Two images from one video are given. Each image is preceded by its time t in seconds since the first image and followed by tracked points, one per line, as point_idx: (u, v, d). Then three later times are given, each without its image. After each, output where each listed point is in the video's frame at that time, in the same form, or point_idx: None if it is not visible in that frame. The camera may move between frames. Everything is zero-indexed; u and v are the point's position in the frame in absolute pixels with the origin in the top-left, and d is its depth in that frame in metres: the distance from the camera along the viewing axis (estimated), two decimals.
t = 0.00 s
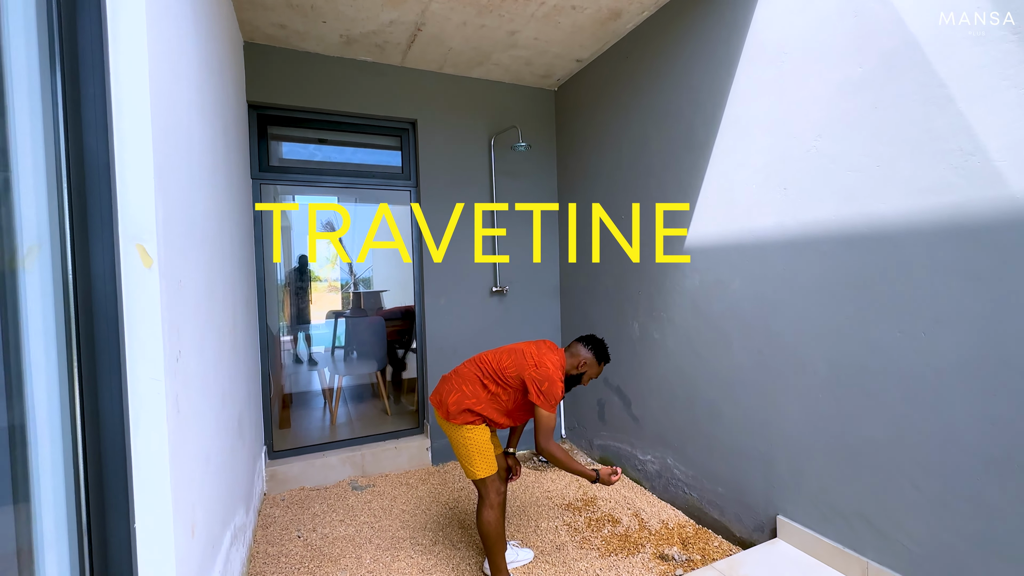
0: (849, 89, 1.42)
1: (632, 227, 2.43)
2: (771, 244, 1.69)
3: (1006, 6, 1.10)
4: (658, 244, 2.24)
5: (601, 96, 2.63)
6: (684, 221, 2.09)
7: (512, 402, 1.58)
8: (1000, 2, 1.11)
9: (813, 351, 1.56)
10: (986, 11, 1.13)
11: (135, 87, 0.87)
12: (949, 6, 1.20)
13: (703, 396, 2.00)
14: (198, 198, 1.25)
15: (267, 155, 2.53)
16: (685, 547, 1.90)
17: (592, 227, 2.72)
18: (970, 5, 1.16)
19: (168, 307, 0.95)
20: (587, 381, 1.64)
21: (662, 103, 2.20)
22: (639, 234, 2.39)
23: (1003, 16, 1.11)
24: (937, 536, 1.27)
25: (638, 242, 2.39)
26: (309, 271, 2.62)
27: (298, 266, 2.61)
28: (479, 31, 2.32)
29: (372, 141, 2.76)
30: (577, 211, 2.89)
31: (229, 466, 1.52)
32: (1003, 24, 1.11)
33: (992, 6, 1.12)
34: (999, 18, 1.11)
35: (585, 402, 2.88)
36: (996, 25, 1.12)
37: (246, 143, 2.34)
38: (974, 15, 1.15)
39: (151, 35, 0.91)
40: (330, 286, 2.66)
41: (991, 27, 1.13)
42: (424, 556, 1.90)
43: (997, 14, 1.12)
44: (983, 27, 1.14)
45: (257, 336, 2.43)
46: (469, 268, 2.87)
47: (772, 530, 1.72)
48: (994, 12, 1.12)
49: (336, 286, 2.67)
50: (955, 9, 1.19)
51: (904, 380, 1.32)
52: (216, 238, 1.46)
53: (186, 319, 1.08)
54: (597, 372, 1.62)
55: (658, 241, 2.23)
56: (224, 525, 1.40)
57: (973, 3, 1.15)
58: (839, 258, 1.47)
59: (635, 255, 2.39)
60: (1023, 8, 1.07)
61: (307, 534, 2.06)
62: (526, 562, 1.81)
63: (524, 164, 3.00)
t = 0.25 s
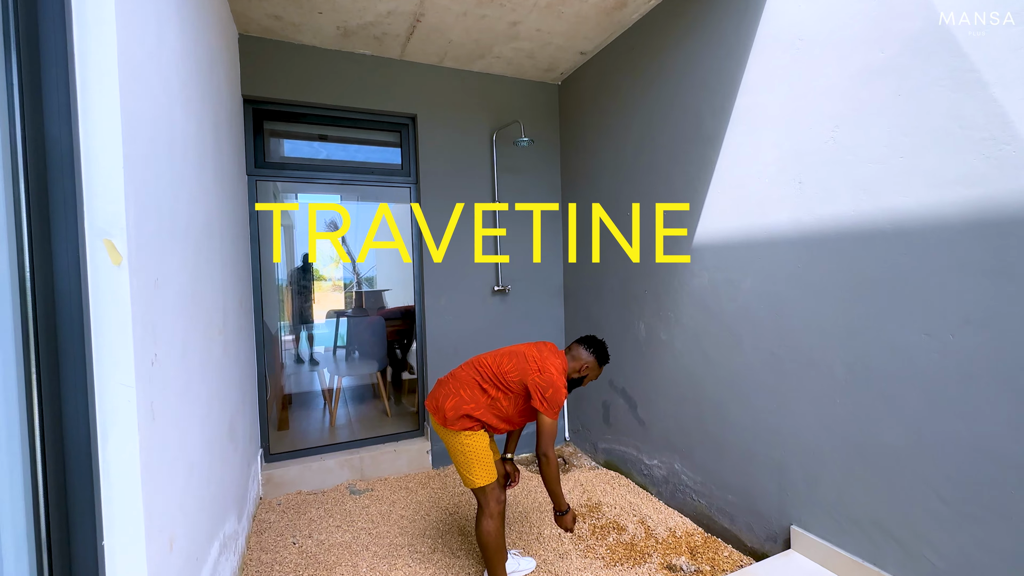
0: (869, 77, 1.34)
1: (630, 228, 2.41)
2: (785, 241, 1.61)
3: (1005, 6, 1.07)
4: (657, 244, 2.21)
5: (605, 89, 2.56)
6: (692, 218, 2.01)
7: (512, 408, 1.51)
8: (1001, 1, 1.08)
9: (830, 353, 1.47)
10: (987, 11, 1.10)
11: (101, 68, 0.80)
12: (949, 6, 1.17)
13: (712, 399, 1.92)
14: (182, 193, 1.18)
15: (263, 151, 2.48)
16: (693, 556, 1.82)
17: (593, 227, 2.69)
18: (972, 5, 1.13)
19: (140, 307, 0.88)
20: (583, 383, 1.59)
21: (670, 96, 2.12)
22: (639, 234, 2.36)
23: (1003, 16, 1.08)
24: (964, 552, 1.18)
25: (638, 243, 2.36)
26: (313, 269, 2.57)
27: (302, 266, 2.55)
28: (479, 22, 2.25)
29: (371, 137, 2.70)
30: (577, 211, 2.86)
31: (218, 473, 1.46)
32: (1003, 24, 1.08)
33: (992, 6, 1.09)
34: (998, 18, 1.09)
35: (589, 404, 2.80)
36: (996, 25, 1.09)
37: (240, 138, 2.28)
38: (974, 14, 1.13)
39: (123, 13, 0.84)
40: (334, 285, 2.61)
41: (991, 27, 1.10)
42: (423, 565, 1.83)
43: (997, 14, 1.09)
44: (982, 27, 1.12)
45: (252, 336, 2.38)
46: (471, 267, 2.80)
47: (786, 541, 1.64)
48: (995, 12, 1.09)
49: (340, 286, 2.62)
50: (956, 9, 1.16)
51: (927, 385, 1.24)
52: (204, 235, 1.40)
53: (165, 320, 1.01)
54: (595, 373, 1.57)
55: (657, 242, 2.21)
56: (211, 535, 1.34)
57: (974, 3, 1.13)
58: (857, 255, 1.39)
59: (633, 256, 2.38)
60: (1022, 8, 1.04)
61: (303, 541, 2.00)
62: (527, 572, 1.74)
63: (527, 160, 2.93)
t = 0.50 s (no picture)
0: (885, 66, 1.28)
1: (630, 228, 2.37)
2: (796, 239, 1.54)
3: (1006, 6, 1.05)
4: (658, 244, 2.18)
5: (608, 84, 2.50)
6: (697, 215, 1.95)
7: (509, 412, 1.46)
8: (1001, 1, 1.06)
9: (843, 356, 1.41)
10: (987, 11, 1.08)
11: (64, 50, 0.74)
12: (949, 5, 1.15)
13: (718, 403, 1.86)
14: (164, 187, 1.13)
15: (258, 148, 2.42)
16: (698, 566, 1.76)
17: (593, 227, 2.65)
18: (972, 5, 1.11)
19: (110, 309, 0.82)
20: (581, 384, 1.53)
21: (674, 90, 2.06)
22: (639, 235, 2.31)
23: (1003, 16, 1.06)
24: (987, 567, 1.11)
25: (638, 243, 2.31)
26: (314, 269, 2.53)
27: (303, 267, 2.51)
28: (478, 15, 2.19)
29: (368, 134, 2.64)
30: (577, 212, 2.82)
31: (206, 480, 1.41)
32: (1003, 24, 1.06)
33: (993, 5, 1.07)
34: (999, 18, 1.06)
35: (591, 406, 2.74)
36: (996, 26, 1.07)
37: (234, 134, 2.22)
38: (974, 15, 1.11)
39: None
40: (336, 285, 2.57)
41: (991, 27, 1.08)
42: (419, 573, 1.77)
43: (997, 14, 1.07)
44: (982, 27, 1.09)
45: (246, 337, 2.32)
46: (470, 266, 2.75)
47: (795, 551, 1.58)
48: (995, 11, 1.07)
49: (342, 286, 2.58)
50: (956, 9, 1.14)
51: (948, 390, 1.17)
52: (191, 233, 1.35)
53: (141, 322, 0.96)
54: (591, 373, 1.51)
55: (657, 242, 2.17)
56: (197, 545, 1.28)
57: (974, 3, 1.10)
58: (873, 253, 1.32)
59: (633, 256, 2.34)
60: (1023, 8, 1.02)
61: (296, 547, 1.95)
62: None
63: (528, 157, 2.87)
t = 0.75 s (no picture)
0: (895, 55, 1.24)
1: (630, 227, 2.34)
2: (801, 234, 1.50)
3: (1005, 6, 1.04)
4: (657, 244, 2.15)
5: (609, 78, 2.46)
6: (700, 211, 1.91)
7: (506, 410, 1.42)
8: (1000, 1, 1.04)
9: (850, 354, 1.37)
10: (986, 11, 1.07)
11: (39, 33, 0.71)
12: (949, 5, 1.13)
13: (721, 402, 1.82)
14: (152, 180, 1.10)
15: (254, 142, 2.38)
16: (701, 567, 1.73)
17: (592, 227, 2.62)
18: (971, 5, 1.09)
19: (89, 305, 0.79)
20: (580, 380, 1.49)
21: (677, 82, 2.02)
22: (639, 234, 2.29)
23: (1002, 16, 1.04)
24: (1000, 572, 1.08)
25: (638, 243, 2.29)
26: (314, 266, 2.50)
27: (304, 264, 2.49)
28: (477, 6, 2.15)
29: (366, 129, 2.61)
30: (577, 211, 2.79)
31: (198, 480, 1.38)
32: (1002, 24, 1.04)
33: (992, 5, 1.06)
34: (998, 18, 1.05)
35: (592, 405, 2.71)
36: (996, 25, 1.05)
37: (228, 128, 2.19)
38: (974, 14, 1.09)
39: None
40: (337, 282, 2.55)
41: (991, 27, 1.06)
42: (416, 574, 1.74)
43: (997, 14, 1.05)
44: (982, 27, 1.08)
45: (242, 334, 2.29)
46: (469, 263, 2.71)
47: (799, 554, 1.55)
48: (995, 12, 1.05)
49: (343, 283, 2.56)
50: (956, 8, 1.12)
51: (961, 389, 1.13)
52: (182, 228, 1.31)
53: (126, 319, 0.92)
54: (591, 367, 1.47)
55: (657, 241, 2.15)
56: (188, 547, 1.25)
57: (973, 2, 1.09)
58: (882, 249, 1.29)
59: (633, 256, 2.31)
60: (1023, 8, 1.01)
61: (292, 548, 1.92)
62: None
63: (528, 152, 2.83)
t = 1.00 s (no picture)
0: (903, 46, 1.22)
1: (630, 228, 2.33)
2: (806, 229, 1.48)
3: (1006, 6, 1.03)
4: (658, 244, 2.14)
5: (610, 71, 2.43)
6: (703, 205, 1.89)
7: (505, 407, 1.41)
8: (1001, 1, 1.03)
9: (855, 350, 1.36)
10: (986, 11, 1.06)
11: (23, 19, 0.69)
12: (949, 5, 1.12)
13: (723, 398, 1.81)
14: (147, 172, 1.08)
15: (252, 137, 2.36)
16: (702, 564, 1.72)
17: (592, 227, 2.62)
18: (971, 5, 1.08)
19: (80, 299, 0.77)
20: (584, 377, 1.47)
21: (680, 75, 1.99)
22: (639, 234, 2.28)
23: (1002, 17, 1.03)
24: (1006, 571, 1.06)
25: (638, 243, 2.28)
26: (314, 262, 2.48)
27: (303, 260, 2.47)
28: None
29: (366, 123, 2.58)
30: (577, 211, 2.78)
31: (196, 477, 1.37)
32: (1003, 24, 1.04)
33: (993, 5, 1.05)
34: (998, 19, 1.04)
35: (593, 401, 2.70)
36: (995, 26, 1.04)
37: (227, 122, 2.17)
38: (974, 14, 1.08)
39: None
40: (337, 278, 2.53)
41: (991, 28, 1.05)
42: (416, 571, 1.74)
43: (997, 14, 1.04)
44: (981, 28, 1.07)
45: (241, 330, 2.28)
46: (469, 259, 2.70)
47: (801, 551, 1.54)
48: (995, 11, 1.04)
49: (343, 279, 2.54)
50: (956, 9, 1.11)
51: (967, 386, 1.12)
52: (178, 223, 1.30)
53: (120, 314, 0.91)
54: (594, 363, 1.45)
55: (657, 243, 2.14)
56: (185, 543, 1.25)
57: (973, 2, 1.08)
58: (888, 243, 1.27)
59: (633, 256, 2.31)
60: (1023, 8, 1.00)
61: (292, 544, 1.92)
62: None
63: (528, 147, 2.81)
